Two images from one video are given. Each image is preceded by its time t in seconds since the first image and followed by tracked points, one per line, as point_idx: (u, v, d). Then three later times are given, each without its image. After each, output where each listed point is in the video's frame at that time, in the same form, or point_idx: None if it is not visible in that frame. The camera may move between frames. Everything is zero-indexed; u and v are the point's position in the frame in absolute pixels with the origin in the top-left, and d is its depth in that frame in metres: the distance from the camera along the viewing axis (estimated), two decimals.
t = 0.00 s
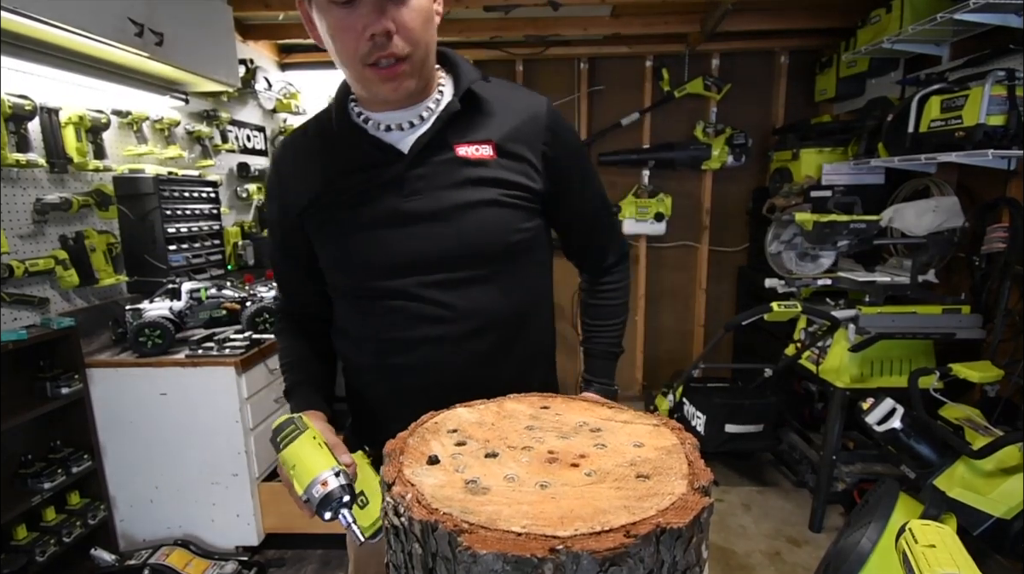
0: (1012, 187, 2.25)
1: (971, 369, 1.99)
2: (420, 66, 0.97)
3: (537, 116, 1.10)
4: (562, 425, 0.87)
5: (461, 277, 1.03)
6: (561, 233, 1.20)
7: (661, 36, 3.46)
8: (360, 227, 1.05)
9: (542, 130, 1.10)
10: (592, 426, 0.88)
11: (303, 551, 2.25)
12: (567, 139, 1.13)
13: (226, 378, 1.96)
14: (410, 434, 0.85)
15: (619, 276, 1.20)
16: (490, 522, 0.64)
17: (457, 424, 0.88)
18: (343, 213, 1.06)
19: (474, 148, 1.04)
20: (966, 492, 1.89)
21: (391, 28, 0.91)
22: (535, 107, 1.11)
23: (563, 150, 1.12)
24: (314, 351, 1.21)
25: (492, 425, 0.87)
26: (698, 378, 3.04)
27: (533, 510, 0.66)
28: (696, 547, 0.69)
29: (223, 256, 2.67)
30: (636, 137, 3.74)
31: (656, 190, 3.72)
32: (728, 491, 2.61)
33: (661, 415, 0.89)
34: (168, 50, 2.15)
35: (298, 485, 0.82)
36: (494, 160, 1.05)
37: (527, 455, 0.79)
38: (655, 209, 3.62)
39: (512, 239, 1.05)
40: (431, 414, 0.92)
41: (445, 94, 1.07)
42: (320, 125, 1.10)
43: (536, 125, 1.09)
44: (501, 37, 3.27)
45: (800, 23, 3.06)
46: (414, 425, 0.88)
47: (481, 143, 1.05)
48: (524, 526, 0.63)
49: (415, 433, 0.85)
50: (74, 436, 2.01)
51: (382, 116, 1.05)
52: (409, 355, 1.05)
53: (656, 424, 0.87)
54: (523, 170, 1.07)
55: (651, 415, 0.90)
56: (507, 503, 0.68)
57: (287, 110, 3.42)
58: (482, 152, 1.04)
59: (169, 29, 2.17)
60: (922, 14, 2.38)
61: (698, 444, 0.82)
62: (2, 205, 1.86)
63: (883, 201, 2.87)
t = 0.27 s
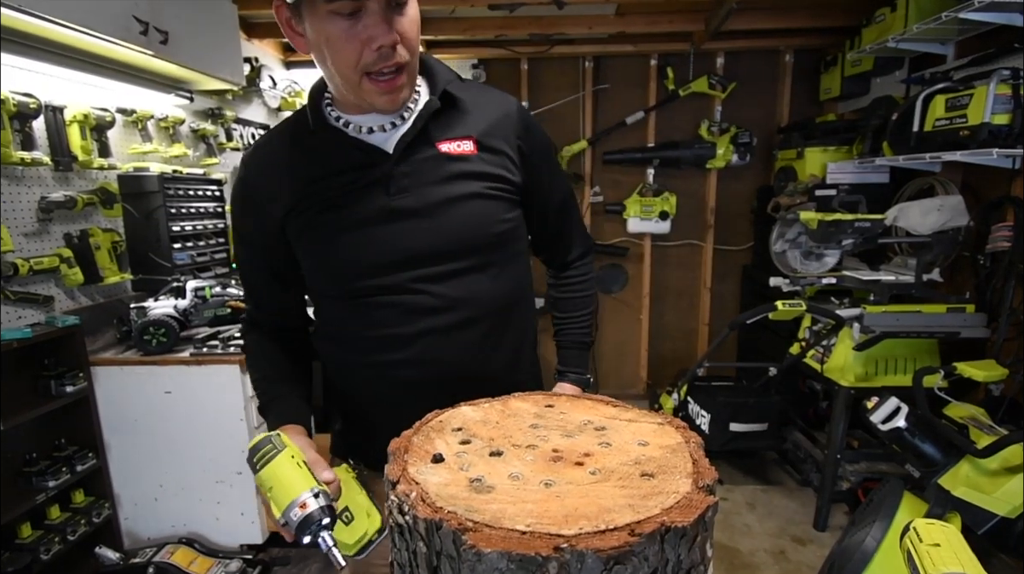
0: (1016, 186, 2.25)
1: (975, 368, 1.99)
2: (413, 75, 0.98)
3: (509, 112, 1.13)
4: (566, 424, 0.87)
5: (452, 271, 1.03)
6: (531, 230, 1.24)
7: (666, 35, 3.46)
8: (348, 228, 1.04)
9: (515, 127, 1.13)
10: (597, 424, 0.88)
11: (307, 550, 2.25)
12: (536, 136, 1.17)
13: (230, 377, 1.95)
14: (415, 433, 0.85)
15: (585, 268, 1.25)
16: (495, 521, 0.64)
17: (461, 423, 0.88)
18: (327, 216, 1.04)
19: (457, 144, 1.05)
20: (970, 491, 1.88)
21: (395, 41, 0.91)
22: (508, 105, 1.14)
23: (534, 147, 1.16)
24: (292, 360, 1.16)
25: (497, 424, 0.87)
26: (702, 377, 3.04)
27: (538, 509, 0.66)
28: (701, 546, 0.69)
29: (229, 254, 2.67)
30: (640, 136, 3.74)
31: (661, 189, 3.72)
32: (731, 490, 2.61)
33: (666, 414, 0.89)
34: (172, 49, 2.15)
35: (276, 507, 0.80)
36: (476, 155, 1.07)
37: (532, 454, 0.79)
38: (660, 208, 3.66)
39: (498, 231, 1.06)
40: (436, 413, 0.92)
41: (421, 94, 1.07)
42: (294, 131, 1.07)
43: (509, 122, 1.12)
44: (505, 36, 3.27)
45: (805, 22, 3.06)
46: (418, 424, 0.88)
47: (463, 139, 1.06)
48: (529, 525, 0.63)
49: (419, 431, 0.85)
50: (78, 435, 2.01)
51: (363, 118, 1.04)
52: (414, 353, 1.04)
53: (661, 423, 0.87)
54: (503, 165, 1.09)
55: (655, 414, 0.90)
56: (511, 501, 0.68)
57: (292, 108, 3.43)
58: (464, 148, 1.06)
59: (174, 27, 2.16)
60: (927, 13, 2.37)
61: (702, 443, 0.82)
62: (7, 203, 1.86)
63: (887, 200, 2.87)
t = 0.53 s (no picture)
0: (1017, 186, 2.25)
1: (976, 368, 1.99)
2: (402, 84, 0.98)
3: (509, 118, 1.14)
4: (567, 424, 0.87)
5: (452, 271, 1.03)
6: (532, 234, 1.24)
7: (666, 35, 3.46)
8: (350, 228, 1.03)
9: (516, 132, 1.14)
10: (598, 424, 0.87)
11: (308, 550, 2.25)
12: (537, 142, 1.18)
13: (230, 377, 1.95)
14: (416, 433, 0.84)
15: (585, 276, 1.25)
16: (496, 521, 0.64)
17: (462, 422, 0.88)
18: (328, 217, 1.03)
19: (457, 146, 1.06)
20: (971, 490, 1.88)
21: (377, 49, 0.91)
22: (509, 111, 1.15)
23: (535, 152, 1.16)
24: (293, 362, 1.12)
25: (497, 424, 0.87)
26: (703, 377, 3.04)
27: (538, 508, 0.66)
28: (702, 545, 0.69)
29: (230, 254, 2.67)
30: (641, 136, 3.74)
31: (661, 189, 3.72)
32: (732, 490, 2.61)
33: (667, 413, 0.89)
34: (173, 49, 2.15)
35: (216, 543, 0.70)
36: (477, 157, 1.07)
37: (532, 453, 0.79)
38: (660, 207, 3.63)
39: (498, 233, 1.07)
40: (437, 412, 0.92)
41: (424, 98, 1.08)
42: (297, 132, 1.07)
43: (510, 127, 1.13)
44: (506, 35, 3.27)
45: (806, 22, 3.06)
46: (419, 423, 0.88)
47: (463, 142, 1.07)
48: (530, 524, 0.63)
49: (420, 431, 0.85)
50: (79, 435, 2.01)
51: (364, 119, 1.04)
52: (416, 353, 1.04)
53: (661, 423, 0.87)
54: (503, 168, 1.10)
55: (656, 414, 0.90)
56: (512, 501, 0.68)
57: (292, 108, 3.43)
58: (464, 150, 1.06)
59: (175, 28, 2.16)
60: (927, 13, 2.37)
61: (703, 442, 0.82)
62: (8, 203, 1.86)
63: (888, 199, 2.87)
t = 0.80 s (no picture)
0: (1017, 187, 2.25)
1: (976, 369, 1.99)
2: (392, 85, 0.96)
3: (501, 114, 1.14)
4: (567, 425, 0.87)
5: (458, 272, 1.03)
6: (528, 233, 1.25)
7: (667, 36, 3.46)
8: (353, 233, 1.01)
9: (509, 128, 1.14)
10: (597, 426, 0.87)
11: (307, 550, 2.25)
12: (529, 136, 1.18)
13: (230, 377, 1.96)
14: (416, 434, 0.84)
15: (584, 271, 1.26)
16: (495, 522, 0.64)
17: (462, 424, 0.88)
18: (334, 223, 1.01)
19: (453, 146, 1.05)
20: (970, 492, 1.88)
21: (366, 48, 0.90)
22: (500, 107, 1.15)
23: (528, 147, 1.17)
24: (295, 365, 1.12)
25: (497, 425, 0.87)
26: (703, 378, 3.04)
27: (538, 509, 0.66)
28: (701, 547, 0.69)
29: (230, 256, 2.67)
30: (641, 137, 3.74)
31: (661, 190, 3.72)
32: (732, 491, 2.61)
33: (666, 414, 0.89)
34: (173, 49, 2.15)
35: None
36: (473, 155, 1.07)
37: (532, 455, 0.79)
38: (660, 209, 3.63)
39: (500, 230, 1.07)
40: (437, 414, 0.92)
41: (415, 99, 1.07)
42: (289, 138, 1.04)
43: (502, 124, 1.13)
44: (506, 37, 3.27)
45: (806, 23, 3.06)
46: (419, 425, 0.88)
47: (459, 141, 1.07)
48: (529, 526, 0.63)
49: (420, 432, 0.85)
50: (78, 436, 2.01)
51: (354, 123, 1.02)
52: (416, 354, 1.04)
53: (661, 424, 0.87)
54: (499, 165, 1.10)
55: (655, 415, 0.90)
56: (511, 502, 0.68)
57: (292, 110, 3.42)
58: (461, 149, 1.06)
59: (175, 28, 2.16)
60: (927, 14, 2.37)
61: (702, 444, 0.82)
62: (7, 204, 1.86)
63: (888, 201, 2.87)
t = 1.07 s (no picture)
0: (1017, 187, 2.25)
1: (976, 369, 1.99)
2: (393, 88, 0.96)
3: (489, 109, 1.15)
4: (567, 424, 0.87)
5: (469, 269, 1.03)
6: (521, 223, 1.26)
7: (667, 36, 3.47)
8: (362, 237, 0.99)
9: (498, 123, 1.14)
10: (597, 425, 0.87)
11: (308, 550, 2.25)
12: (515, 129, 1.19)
13: (231, 378, 1.96)
14: (416, 433, 0.84)
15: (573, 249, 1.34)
16: (495, 522, 0.64)
17: (462, 423, 0.88)
18: (342, 232, 0.99)
19: (454, 143, 1.04)
20: (971, 491, 1.88)
21: (371, 50, 0.89)
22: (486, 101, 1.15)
23: (517, 141, 1.18)
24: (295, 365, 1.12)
25: (497, 425, 0.87)
26: (703, 378, 3.04)
27: (538, 509, 0.66)
28: (701, 547, 0.69)
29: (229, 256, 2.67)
30: (641, 137, 3.74)
31: (661, 190, 3.72)
32: (732, 491, 2.61)
33: (666, 414, 0.89)
34: (173, 49, 2.15)
35: None
36: (473, 151, 1.07)
37: (532, 455, 0.79)
38: (660, 208, 3.63)
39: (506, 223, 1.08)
40: (436, 414, 0.92)
41: (408, 99, 1.05)
42: (280, 144, 1.00)
43: (492, 119, 1.13)
44: (506, 36, 3.27)
45: (806, 23, 3.06)
46: (419, 424, 0.88)
47: (459, 137, 1.06)
48: (529, 525, 0.63)
49: (420, 432, 0.85)
50: (78, 436, 2.01)
51: (342, 129, 1.00)
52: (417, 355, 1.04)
53: (660, 423, 0.87)
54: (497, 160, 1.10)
55: (655, 414, 0.90)
56: (511, 502, 0.68)
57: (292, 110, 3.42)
58: (461, 145, 1.06)
59: (175, 28, 2.16)
60: (927, 14, 2.38)
61: (703, 443, 0.82)
62: (7, 203, 1.86)
63: (887, 200, 2.87)
